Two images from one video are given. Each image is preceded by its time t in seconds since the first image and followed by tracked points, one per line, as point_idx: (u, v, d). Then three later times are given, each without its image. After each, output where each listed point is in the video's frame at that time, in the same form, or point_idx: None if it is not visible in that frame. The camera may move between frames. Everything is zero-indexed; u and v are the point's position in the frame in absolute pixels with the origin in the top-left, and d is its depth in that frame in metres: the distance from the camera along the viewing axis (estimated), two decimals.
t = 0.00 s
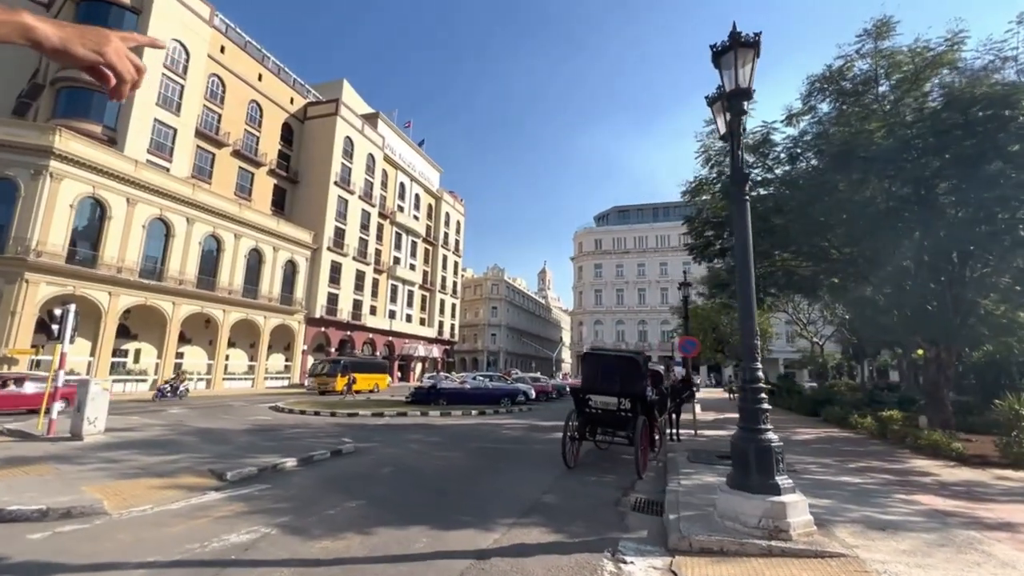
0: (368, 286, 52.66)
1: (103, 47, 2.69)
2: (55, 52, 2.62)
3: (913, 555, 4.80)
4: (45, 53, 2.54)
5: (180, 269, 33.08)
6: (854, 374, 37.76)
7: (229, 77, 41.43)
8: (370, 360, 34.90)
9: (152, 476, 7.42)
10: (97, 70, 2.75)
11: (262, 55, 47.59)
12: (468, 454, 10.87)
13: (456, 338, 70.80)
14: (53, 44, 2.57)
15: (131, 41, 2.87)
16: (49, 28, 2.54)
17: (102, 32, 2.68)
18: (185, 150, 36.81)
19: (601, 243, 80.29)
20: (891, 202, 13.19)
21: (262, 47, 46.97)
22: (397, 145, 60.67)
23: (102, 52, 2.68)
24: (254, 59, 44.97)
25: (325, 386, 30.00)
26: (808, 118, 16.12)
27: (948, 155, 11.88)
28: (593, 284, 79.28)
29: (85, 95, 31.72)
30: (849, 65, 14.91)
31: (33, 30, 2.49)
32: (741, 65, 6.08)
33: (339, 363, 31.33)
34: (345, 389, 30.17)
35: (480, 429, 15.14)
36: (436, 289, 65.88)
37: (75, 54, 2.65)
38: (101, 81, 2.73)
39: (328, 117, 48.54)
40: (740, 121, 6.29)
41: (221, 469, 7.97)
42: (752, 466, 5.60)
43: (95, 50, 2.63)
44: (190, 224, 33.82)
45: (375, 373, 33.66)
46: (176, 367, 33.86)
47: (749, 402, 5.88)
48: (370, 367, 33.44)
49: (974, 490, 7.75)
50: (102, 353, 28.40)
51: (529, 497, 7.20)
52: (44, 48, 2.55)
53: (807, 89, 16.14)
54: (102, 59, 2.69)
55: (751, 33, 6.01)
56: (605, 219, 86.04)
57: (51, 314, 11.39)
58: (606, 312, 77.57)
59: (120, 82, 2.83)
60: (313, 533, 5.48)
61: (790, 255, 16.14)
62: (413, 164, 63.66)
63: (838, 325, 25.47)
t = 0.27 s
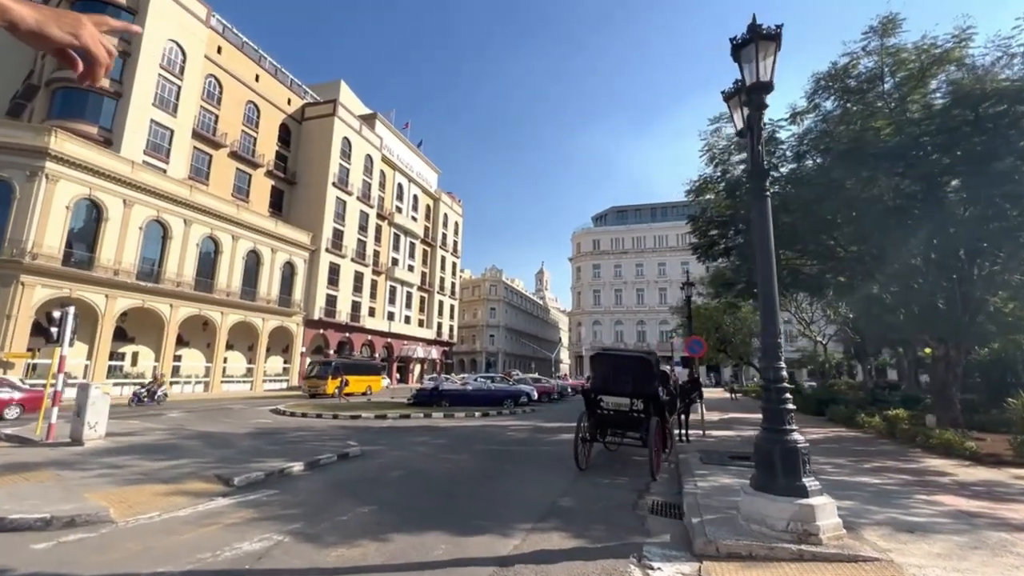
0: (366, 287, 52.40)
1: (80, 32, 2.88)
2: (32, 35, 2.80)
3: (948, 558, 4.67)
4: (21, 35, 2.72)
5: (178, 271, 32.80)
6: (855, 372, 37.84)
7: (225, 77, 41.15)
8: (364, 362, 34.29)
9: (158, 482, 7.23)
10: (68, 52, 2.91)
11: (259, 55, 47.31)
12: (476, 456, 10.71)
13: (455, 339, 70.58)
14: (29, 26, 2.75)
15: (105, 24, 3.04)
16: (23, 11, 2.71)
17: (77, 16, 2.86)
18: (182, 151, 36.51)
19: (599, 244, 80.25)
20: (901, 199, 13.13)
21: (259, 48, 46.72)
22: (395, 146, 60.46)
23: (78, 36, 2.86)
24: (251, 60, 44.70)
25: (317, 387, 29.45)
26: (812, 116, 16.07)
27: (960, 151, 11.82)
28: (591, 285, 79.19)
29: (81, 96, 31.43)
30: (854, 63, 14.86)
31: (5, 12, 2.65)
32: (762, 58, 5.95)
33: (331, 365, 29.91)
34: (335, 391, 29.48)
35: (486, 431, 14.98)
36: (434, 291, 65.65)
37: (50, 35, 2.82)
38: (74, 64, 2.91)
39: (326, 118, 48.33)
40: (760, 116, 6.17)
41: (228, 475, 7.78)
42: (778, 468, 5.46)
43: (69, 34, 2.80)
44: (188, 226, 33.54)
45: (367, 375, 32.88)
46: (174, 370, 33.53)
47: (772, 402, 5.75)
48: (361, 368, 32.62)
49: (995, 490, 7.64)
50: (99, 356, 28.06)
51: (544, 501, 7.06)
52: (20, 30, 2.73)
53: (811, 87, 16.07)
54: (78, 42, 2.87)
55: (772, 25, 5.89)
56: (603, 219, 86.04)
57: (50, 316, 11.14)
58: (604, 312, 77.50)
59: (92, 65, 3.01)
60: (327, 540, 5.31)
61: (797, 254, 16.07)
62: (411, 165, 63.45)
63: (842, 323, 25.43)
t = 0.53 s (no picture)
0: (365, 289, 52.15)
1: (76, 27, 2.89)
2: (29, 34, 2.81)
3: (984, 563, 4.54)
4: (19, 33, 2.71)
5: (175, 274, 32.51)
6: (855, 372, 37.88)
7: (222, 78, 40.87)
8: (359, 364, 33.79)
9: (163, 488, 7.05)
10: (67, 50, 2.94)
11: (256, 56, 47.06)
12: (485, 459, 10.56)
13: (454, 340, 70.35)
14: (26, 25, 2.76)
15: (101, 15, 3.01)
16: (18, 10, 2.72)
17: (70, 10, 2.86)
18: (179, 152, 36.21)
19: (598, 244, 80.17)
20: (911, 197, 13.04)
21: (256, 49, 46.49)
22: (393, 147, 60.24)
23: (74, 31, 2.87)
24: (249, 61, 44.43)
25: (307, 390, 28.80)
26: (816, 114, 16.00)
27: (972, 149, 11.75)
28: (590, 285, 79.07)
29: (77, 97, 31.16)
30: (860, 61, 14.79)
31: (3, 11, 2.67)
32: (784, 52, 5.81)
33: (320, 367, 29.41)
34: (325, 395, 28.94)
35: (491, 433, 14.83)
36: (433, 292, 65.43)
37: (47, 33, 2.84)
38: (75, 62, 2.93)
39: (324, 119, 48.10)
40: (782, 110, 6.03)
41: (235, 480, 7.60)
42: (804, 470, 5.33)
43: (67, 31, 2.82)
44: (185, 228, 33.25)
45: (360, 377, 32.44)
46: (172, 373, 33.19)
47: (796, 403, 5.62)
48: (352, 371, 32.08)
49: (1015, 490, 7.53)
50: (96, 359, 27.72)
51: (559, 505, 6.91)
52: (16, 28, 2.73)
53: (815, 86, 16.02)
54: (75, 38, 2.88)
55: (793, 18, 5.75)
56: (601, 220, 86.02)
57: (49, 319, 10.93)
58: (603, 313, 77.41)
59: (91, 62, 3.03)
60: (342, 548, 5.14)
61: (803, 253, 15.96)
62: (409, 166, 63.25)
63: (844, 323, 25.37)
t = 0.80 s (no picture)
0: (363, 290, 51.91)
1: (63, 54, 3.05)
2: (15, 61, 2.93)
3: (1016, 567, 4.44)
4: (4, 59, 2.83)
5: (172, 275, 32.22)
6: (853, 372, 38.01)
7: (219, 78, 40.58)
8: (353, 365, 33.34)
9: (167, 494, 6.88)
10: (53, 76, 3.08)
11: (252, 57, 46.80)
12: (491, 462, 10.43)
13: (452, 342, 70.12)
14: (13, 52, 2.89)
15: (85, 46, 3.16)
16: (6, 39, 2.85)
17: (58, 40, 2.99)
18: (175, 153, 35.88)
19: (595, 245, 80.09)
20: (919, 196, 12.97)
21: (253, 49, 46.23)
22: (390, 148, 60.03)
23: (61, 58, 3.00)
24: (245, 61, 44.16)
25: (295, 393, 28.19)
26: (819, 113, 15.98)
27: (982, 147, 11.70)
28: (587, 286, 78.98)
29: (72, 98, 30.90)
30: (863, 60, 14.76)
31: None
32: (803, 45, 5.73)
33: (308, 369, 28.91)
34: (314, 397, 28.40)
35: (495, 434, 14.70)
36: (430, 293, 65.23)
37: (33, 59, 2.95)
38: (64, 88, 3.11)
39: (321, 119, 47.88)
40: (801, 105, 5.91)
41: (239, 485, 7.44)
42: (826, 472, 5.23)
43: (55, 57, 2.95)
44: (182, 229, 32.97)
45: (350, 380, 32.09)
46: (168, 376, 32.86)
47: (817, 403, 5.51)
48: (343, 373, 31.56)
49: None
50: (92, 363, 27.35)
51: (572, 507, 6.80)
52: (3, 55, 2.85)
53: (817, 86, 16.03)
54: (60, 64, 3.01)
55: (811, 11, 5.67)
56: (598, 220, 86.01)
57: (47, 321, 10.72)
58: (601, 313, 77.37)
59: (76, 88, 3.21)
60: (355, 555, 5.01)
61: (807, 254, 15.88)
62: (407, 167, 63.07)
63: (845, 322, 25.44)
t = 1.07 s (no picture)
0: (359, 292, 51.63)
1: (33, 211, 3.71)
2: None
3: None
4: None
5: (167, 277, 31.91)
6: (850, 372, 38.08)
7: (214, 78, 40.26)
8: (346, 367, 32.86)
9: (170, 500, 6.72)
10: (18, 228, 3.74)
11: (248, 57, 46.48)
12: (497, 465, 10.32)
13: (449, 343, 69.90)
14: None
15: (57, 210, 3.92)
16: None
17: (30, 201, 3.72)
18: (170, 153, 35.55)
19: (592, 246, 80.10)
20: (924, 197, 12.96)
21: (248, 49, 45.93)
22: (387, 149, 59.83)
23: (30, 216, 3.71)
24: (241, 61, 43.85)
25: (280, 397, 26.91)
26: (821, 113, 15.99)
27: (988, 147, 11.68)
28: (584, 287, 78.99)
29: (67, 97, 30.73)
30: (865, 60, 14.78)
31: None
32: (821, 42, 5.64)
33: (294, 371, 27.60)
34: (301, 401, 27.09)
35: (498, 437, 14.57)
36: (427, 294, 65.01)
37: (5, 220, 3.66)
38: (21, 237, 3.62)
39: (318, 120, 47.61)
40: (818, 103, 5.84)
41: (244, 491, 7.28)
42: (847, 475, 5.14)
43: (21, 216, 3.66)
44: (177, 230, 32.64)
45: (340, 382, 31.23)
46: (163, 378, 32.50)
47: (836, 405, 5.43)
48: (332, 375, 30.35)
49: None
50: (86, 365, 27.04)
51: (585, 512, 6.68)
52: None
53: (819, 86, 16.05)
54: (29, 221, 3.73)
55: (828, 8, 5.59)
56: (595, 221, 86.05)
57: (43, 324, 10.50)
58: (597, 314, 77.40)
59: (45, 236, 3.85)
60: (368, 564, 4.87)
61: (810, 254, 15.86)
62: (403, 168, 62.85)
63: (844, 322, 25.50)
